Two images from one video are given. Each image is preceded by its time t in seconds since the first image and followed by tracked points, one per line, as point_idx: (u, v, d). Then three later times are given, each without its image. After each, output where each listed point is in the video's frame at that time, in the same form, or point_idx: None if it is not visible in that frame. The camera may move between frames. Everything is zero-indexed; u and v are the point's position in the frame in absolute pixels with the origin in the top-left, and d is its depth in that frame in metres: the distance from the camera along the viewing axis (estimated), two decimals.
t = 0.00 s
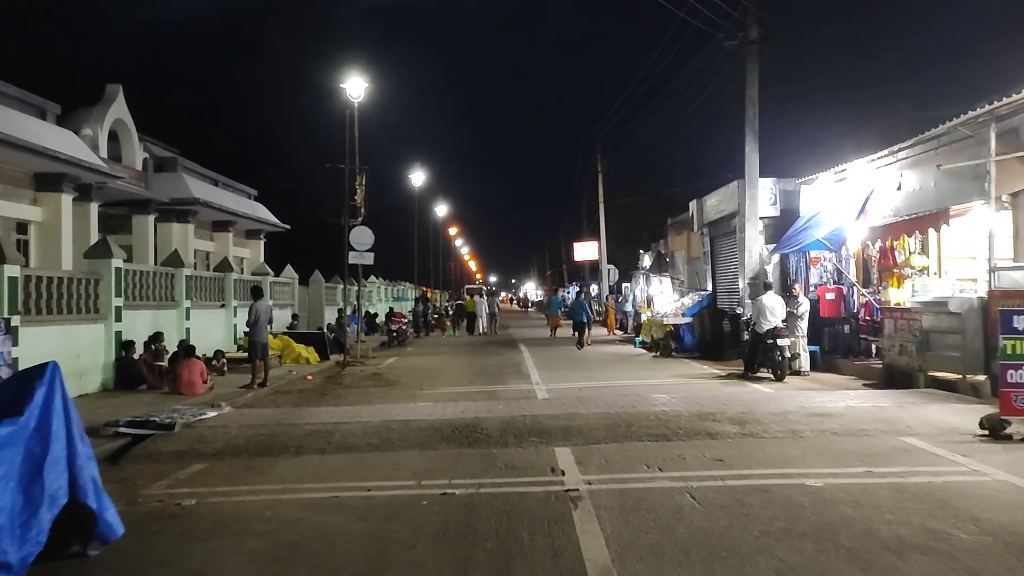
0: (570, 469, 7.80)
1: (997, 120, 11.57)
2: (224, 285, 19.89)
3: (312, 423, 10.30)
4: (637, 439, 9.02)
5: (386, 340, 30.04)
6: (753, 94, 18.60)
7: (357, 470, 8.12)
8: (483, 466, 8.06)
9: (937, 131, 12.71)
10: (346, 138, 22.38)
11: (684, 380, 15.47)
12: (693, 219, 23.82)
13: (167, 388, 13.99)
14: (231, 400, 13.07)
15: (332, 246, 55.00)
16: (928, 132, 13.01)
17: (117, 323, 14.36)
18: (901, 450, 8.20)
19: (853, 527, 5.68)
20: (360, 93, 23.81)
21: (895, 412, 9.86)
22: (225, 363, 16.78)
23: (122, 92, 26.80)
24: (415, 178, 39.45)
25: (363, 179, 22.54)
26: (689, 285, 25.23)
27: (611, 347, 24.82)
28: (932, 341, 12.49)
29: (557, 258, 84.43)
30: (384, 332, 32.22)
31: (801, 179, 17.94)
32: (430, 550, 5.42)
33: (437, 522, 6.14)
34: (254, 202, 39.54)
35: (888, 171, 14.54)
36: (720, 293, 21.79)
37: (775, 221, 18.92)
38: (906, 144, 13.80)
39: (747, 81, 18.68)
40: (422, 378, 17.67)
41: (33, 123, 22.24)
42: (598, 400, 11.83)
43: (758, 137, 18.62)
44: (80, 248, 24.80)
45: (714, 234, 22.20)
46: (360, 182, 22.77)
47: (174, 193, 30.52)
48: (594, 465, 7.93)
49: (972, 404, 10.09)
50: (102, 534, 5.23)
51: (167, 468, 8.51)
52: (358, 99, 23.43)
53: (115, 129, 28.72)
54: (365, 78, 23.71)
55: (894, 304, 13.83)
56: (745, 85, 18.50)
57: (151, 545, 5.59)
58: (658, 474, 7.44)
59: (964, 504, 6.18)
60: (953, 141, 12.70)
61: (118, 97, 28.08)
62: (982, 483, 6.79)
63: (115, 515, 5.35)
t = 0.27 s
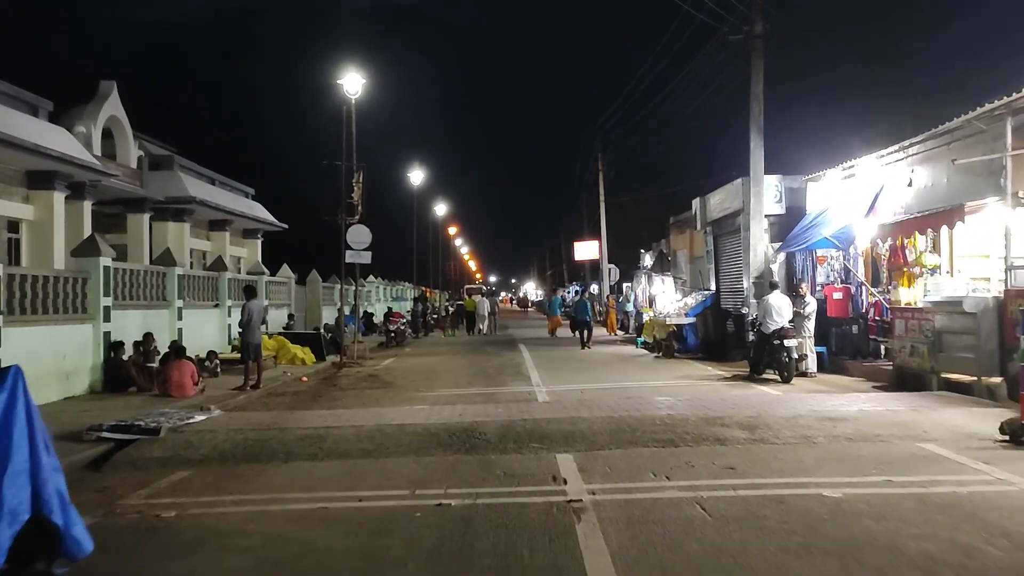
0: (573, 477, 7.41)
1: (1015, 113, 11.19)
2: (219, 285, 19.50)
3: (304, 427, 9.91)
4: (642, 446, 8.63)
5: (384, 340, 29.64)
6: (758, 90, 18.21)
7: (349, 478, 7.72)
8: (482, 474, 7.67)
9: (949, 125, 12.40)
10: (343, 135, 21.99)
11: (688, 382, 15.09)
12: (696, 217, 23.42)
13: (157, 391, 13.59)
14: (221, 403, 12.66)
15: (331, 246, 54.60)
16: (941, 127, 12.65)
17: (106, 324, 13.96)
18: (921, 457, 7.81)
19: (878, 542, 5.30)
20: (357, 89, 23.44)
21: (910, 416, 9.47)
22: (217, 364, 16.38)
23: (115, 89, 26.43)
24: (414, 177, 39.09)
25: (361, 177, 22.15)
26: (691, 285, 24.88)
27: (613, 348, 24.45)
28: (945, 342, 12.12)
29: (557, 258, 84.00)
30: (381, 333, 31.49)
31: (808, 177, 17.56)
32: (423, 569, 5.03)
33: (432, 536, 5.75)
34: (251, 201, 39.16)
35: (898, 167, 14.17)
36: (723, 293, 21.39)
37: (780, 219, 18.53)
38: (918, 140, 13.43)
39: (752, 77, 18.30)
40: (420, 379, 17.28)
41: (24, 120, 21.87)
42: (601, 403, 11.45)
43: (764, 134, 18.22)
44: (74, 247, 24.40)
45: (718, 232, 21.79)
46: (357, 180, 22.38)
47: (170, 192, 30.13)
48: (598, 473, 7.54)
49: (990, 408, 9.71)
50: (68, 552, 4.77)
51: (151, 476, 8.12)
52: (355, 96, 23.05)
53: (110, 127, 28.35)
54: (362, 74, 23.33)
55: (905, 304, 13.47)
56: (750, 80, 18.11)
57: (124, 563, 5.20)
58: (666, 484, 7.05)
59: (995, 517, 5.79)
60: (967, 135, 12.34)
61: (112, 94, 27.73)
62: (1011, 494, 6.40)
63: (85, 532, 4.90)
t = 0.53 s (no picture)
0: (578, 488, 7.02)
1: None
2: (213, 284, 19.10)
3: (295, 433, 9.51)
4: (648, 453, 8.23)
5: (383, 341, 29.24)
6: (763, 86, 17.82)
7: (341, 489, 7.33)
8: (481, 483, 7.27)
9: (963, 120, 12.05)
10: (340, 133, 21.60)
11: (694, 384, 14.70)
12: (700, 216, 23.04)
13: (146, 394, 13.18)
14: (212, 407, 12.26)
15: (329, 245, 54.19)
16: (954, 122, 12.29)
17: (94, 325, 13.57)
18: (944, 466, 7.40)
19: (909, 563, 4.90)
20: (355, 86, 23.04)
21: (929, 421, 9.08)
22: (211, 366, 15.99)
23: (110, 86, 26.06)
24: (413, 175, 38.70)
25: (358, 175, 21.76)
26: (693, 285, 24.39)
27: (615, 349, 24.08)
28: (960, 344, 11.72)
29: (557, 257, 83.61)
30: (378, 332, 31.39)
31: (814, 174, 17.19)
32: None
33: (427, 553, 5.35)
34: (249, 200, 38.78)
35: (909, 164, 13.79)
36: (727, 293, 20.99)
37: (786, 217, 18.16)
38: (930, 135, 13.06)
39: (758, 72, 17.91)
40: (418, 381, 16.89)
41: (16, 118, 21.50)
42: (605, 406, 11.06)
43: (769, 130, 17.84)
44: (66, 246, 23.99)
45: (722, 231, 21.41)
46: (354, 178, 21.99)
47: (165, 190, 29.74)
48: (604, 482, 7.16)
49: (1011, 414, 9.31)
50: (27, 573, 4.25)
51: (133, 486, 7.73)
52: (353, 92, 22.66)
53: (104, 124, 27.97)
54: (360, 71, 22.93)
55: (917, 303, 13.11)
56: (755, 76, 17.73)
57: None
58: (677, 495, 6.65)
59: None
60: (982, 130, 11.98)
61: (107, 91, 27.36)
62: None
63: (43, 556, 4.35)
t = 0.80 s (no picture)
0: (583, 498, 6.65)
1: None
2: (208, 284, 18.74)
3: (288, 438, 9.15)
4: (656, 460, 7.87)
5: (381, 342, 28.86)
6: (770, 81, 17.45)
7: (334, 499, 6.96)
8: (481, 494, 6.91)
9: (979, 114, 11.69)
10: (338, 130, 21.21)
11: (699, 386, 14.35)
12: (703, 215, 22.66)
13: (137, 397, 12.82)
14: (204, 410, 11.89)
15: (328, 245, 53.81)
16: (969, 117, 11.94)
17: (83, 325, 13.21)
18: (968, 475, 7.04)
19: None
20: (353, 83, 22.66)
21: (948, 426, 8.71)
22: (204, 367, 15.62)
23: (104, 83, 25.72)
24: (412, 174, 38.32)
25: (356, 173, 21.38)
26: (697, 285, 24.02)
27: (617, 349, 23.73)
28: (976, 345, 11.36)
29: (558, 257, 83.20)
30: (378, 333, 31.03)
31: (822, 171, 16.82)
32: None
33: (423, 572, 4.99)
34: (247, 199, 38.43)
35: (921, 161, 13.43)
36: (732, 293, 20.62)
37: (793, 216, 17.79)
38: (944, 130, 12.70)
39: (764, 68, 17.53)
40: (417, 383, 16.52)
41: (8, 114, 21.15)
42: (610, 409, 10.70)
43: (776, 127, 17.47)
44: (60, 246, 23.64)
45: (726, 230, 21.03)
46: (353, 176, 21.61)
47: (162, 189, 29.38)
48: (611, 492, 6.80)
49: None
50: None
51: (116, 495, 7.36)
52: (351, 89, 22.28)
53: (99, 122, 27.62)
54: (358, 67, 22.54)
55: (932, 304, 12.74)
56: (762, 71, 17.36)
57: None
58: (689, 506, 6.29)
59: None
60: (999, 125, 11.61)
61: (102, 88, 27.01)
62: None
63: None
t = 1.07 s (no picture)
0: (586, 508, 6.28)
1: None
2: (201, 283, 18.36)
3: (277, 441, 8.78)
4: (662, 466, 7.50)
5: (379, 341, 28.50)
6: (775, 76, 17.09)
7: (323, 508, 6.58)
8: (477, 502, 6.55)
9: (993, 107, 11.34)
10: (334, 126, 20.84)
11: (703, 387, 13.98)
12: (706, 212, 22.31)
13: (125, 398, 12.46)
14: (192, 412, 11.51)
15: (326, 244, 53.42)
16: (983, 110, 11.59)
17: (70, 324, 12.84)
18: (991, 482, 6.68)
19: None
20: (349, 78, 22.28)
21: (965, 429, 8.35)
22: (196, 368, 15.25)
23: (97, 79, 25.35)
24: (411, 172, 37.94)
25: (353, 170, 21.00)
26: (698, 284, 23.67)
27: (617, 349, 23.38)
28: (989, 345, 11.01)
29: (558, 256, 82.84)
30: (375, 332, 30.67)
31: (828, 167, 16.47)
32: None
33: None
34: (244, 197, 38.06)
35: (932, 155, 13.08)
36: (735, 292, 20.25)
37: (798, 213, 17.44)
38: (956, 124, 12.35)
39: (769, 61, 17.16)
40: (414, 383, 16.16)
41: None
42: (612, 411, 10.32)
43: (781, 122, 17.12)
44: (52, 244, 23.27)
45: (729, 228, 20.67)
46: (349, 173, 21.23)
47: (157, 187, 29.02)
48: (615, 501, 6.43)
49: None
50: None
51: (94, 503, 6.99)
52: (348, 85, 21.90)
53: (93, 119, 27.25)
54: (355, 62, 22.16)
55: (944, 303, 12.40)
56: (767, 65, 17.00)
57: None
58: (698, 516, 5.92)
59: None
60: (1014, 118, 11.26)
61: (95, 84, 26.65)
62: None
63: None
